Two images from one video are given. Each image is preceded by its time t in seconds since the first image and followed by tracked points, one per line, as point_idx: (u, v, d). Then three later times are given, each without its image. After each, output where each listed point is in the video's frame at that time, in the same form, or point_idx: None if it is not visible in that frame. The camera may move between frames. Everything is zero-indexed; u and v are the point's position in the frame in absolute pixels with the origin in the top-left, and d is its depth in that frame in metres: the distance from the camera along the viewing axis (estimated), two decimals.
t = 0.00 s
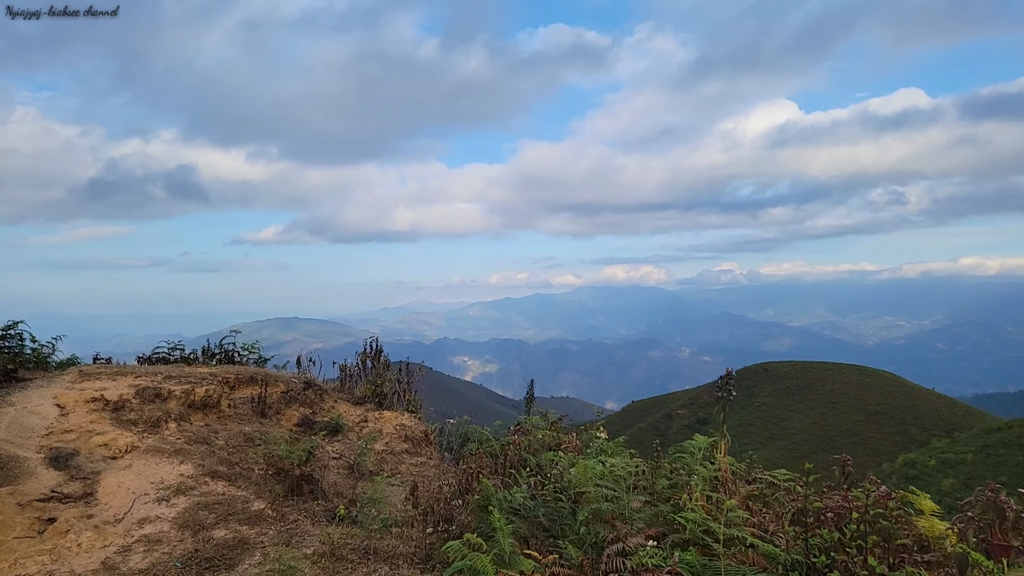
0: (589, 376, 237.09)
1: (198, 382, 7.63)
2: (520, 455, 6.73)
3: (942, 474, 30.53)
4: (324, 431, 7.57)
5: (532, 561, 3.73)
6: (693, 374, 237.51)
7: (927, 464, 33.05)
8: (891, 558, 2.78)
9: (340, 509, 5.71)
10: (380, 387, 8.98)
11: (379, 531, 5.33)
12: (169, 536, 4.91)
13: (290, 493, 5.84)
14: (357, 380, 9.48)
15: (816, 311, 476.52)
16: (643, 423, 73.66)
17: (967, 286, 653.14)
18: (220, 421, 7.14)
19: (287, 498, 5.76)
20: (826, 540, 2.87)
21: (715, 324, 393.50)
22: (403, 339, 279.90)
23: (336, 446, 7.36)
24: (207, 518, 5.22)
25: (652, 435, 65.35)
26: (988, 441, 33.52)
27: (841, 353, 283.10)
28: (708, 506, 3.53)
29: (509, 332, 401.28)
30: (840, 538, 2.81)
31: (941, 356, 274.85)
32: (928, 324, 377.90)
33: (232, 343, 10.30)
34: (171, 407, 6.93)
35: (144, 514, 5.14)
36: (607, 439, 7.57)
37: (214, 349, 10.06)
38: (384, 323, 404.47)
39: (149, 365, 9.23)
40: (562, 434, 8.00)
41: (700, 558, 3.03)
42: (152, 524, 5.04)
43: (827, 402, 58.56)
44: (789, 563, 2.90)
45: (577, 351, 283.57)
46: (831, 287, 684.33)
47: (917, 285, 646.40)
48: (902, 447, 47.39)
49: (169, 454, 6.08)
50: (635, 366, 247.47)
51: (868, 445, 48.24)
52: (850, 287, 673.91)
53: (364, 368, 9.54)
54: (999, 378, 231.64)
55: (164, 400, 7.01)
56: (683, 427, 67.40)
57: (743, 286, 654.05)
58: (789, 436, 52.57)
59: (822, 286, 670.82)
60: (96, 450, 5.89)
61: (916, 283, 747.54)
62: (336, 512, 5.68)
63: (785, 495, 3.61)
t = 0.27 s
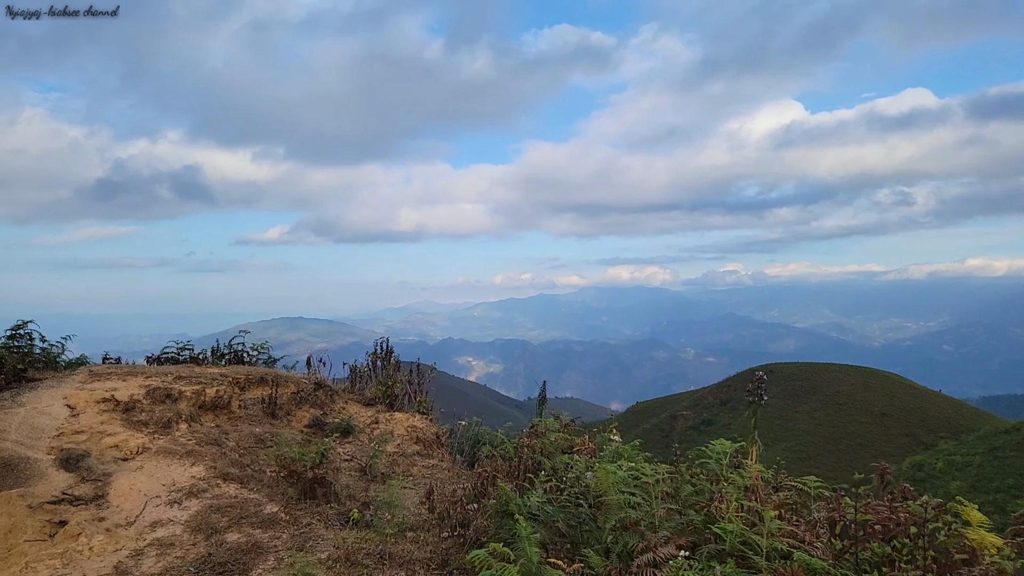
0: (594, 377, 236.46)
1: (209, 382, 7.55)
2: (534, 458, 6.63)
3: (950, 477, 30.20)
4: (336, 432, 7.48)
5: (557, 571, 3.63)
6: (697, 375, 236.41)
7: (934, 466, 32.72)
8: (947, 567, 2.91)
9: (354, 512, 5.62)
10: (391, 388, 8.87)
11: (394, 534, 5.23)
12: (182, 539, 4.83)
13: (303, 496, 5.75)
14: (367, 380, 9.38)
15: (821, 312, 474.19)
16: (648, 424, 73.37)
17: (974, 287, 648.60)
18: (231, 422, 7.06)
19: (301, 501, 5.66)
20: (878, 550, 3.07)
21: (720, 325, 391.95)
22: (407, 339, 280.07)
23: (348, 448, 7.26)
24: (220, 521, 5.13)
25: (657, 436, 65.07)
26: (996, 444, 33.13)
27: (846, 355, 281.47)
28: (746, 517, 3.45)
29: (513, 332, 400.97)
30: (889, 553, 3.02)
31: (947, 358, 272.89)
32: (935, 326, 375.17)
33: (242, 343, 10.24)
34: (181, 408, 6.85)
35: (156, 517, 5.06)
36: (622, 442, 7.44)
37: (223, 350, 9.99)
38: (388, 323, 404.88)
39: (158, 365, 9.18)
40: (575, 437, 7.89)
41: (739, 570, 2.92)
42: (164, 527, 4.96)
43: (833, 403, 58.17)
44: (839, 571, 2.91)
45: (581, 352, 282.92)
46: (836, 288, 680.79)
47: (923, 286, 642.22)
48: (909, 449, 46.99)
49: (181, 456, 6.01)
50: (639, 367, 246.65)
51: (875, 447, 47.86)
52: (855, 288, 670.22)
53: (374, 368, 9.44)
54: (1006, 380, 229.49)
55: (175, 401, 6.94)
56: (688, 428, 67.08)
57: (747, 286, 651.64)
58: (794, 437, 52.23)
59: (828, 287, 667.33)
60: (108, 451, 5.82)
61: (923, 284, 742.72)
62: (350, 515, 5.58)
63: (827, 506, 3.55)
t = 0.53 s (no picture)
0: (597, 378, 235.74)
1: (221, 383, 7.46)
2: (552, 459, 6.50)
3: (957, 478, 29.89)
4: (350, 433, 7.38)
5: None
6: (702, 377, 235.46)
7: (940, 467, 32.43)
8: None
9: (372, 515, 5.50)
10: (404, 389, 8.76)
11: (413, 538, 5.10)
12: (199, 544, 4.71)
13: (320, 500, 5.63)
14: (380, 381, 9.29)
15: (825, 313, 472.29)
16: (652, 424, 73.06)
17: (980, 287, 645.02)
18: (244, 423, 6.95)
19: (318, 504, 5.55)
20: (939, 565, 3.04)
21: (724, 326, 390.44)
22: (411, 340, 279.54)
23: (361, 449, 7.15)
24: (237, 525, 5.01)
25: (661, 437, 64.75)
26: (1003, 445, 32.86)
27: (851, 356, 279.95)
28: (793, 523, 3.36)
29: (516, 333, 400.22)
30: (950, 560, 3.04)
31: (953, 359, 271.07)
32: (940, 327, 372.94)
33: (253, 343, 10.15)
34: (194, 409, 6.75)
35: (173, 521, 4.96)
36: (639, 445, 7.30)
37: (234, 350, 9.88)
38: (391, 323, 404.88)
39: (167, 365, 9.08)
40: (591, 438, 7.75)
41: None
42: (181, 531, 4.84)
43: (839, 404, 57.82)
44: None
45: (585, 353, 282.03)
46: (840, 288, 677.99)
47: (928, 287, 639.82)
48: (915, 450, 46.68)
49: (195, 458, 5.90)
50: (643, 368, 245.72)
51: (881, 448, 47.55)
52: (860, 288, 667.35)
53: (387, 369, 9.35)
54: (1013, 381, 227.91)
55: (188, 403, 6.84)
56: (693, 429, 66.76)
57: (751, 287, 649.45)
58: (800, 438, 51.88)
59: (832, 287, 664.63)
60: (122, 453, 5.72)
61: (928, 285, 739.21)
62: (368, 518, 5.46)
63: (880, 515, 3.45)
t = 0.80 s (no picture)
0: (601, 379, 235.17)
1: (236, 385, 7.40)
2: (571, 463, 6.40)
3: (965, 481, 29.58)
4: (364, 437, 7.31)
5: None
6: (706, 378, 234.59)
7: (948, 470, 32.14)
8: None
9: (391, 520, 5.40)
10: (418, 391, 8.67)
11: (434, 544, 4.99)
12: (219, 549, 4.63)
13: (339, 504, 5.55)
14: (393, 384, 9.20)
15: (830, 314, 470.30)
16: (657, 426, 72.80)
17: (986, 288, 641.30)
18: (259, 426, 6.90)
19: (336, 509, 5.47)
20: None
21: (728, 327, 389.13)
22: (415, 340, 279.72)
23: (377, 452, 7.08)
24: (256, 529, 4.94)
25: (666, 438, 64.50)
26: (1012, 447, 32.53)
27: (855, 357, 278.45)
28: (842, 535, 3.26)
29: (520, 334, 399.96)
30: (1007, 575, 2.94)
31: (959, 361, 269.27)
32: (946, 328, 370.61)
33: (264, 345, 10.10)
34: (209, 412, 6.69)
35: (191, 525, 4.88)
36: (658, 450, 7.19)
37: (246, 352, 9.84)
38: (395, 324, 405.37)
39: (180, 367, 9.04)
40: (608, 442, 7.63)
41: None
42: (200, 536, 4.77)
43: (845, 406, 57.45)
44: None
45: (588, 354, 281.48)
46: (845, 289, 675.15)
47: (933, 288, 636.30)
48: (922, 453, 46.29)
49: (211, 461, 5.83)
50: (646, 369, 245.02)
51: (887, 450, 47.18)
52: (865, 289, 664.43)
53: (400, 371, 9.28)
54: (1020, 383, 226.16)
55: (202, 405, 6.79)
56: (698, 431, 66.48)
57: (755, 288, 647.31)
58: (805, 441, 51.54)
59: (837, 288, 661.86)
60: (138, 456, 5.66)
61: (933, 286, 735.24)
62: (387, 523, 5.36)
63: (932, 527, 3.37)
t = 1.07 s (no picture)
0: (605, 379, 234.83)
1: (246, 386, 7.31)
2: (588, 465, 6.27)
3: (972, 481, 29.32)
4: (375, 438, 7.20)
5: None
6: (710, 379, 233.98)
7: (953, 471, 31.86)
8: None
9: (406, 523, 5.28)
10: (429, 392, 8.57)
11: (451, 549, 4.85)
12: (231, 553, 4.52)
13: (353, 507, 5.44)
14: (403, 384, 9.11)
15: (835, 314, 468.25)
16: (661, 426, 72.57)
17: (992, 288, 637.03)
18: (269, 427, 6.80)
19: (349, 512, 5.35)
20: None
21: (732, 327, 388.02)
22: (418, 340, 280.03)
23: (388, 454, 6.96)
24: (269, 533, 4.83)
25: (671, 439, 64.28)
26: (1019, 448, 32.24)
27: (860, 357, 277.18)
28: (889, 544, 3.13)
29: (523, 334, 399.84)
30: None
31: (964, 361, 267.68)
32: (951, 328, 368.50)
33: (273, 345, 10.01)
34: (219, 413, 6.60)
35: (203, 529, 4.77)
36: (674, 452, 7.06)
37: (254, 352, 9.75)
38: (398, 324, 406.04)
39: (188, 367, 8.96)
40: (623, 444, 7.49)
41: None
42: (212, 540, 4.66)
43: (850, 407, 57.13)
44: None
45: (591, 354, 281.10)
46: (850, 289, 671.74)
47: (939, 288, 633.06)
48: (927, 453, 45.98)
49: (223, 463, 5.74)
50: (650, 370, 244.50)
51: (893, 451, 46.89)
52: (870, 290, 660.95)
53: (411, 372, 9.17)
54: None
55: (213, 406, 6.70)
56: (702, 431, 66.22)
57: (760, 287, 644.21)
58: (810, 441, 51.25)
59: (842, 288, 658.59)
60: (148, 458, 5.57)
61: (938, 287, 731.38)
62: (402, 527, 5.23)
63: (983, 536, 3.24)
